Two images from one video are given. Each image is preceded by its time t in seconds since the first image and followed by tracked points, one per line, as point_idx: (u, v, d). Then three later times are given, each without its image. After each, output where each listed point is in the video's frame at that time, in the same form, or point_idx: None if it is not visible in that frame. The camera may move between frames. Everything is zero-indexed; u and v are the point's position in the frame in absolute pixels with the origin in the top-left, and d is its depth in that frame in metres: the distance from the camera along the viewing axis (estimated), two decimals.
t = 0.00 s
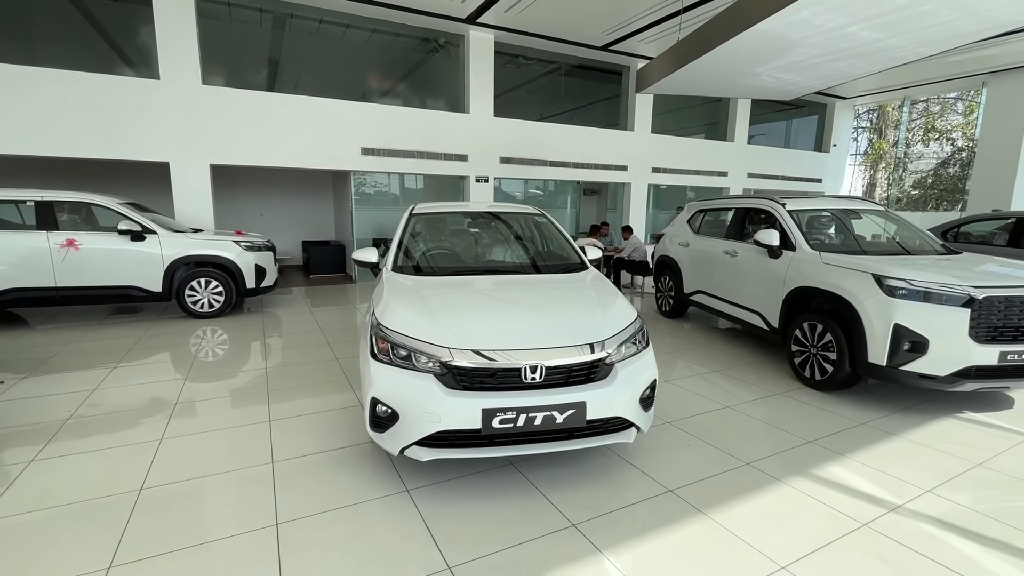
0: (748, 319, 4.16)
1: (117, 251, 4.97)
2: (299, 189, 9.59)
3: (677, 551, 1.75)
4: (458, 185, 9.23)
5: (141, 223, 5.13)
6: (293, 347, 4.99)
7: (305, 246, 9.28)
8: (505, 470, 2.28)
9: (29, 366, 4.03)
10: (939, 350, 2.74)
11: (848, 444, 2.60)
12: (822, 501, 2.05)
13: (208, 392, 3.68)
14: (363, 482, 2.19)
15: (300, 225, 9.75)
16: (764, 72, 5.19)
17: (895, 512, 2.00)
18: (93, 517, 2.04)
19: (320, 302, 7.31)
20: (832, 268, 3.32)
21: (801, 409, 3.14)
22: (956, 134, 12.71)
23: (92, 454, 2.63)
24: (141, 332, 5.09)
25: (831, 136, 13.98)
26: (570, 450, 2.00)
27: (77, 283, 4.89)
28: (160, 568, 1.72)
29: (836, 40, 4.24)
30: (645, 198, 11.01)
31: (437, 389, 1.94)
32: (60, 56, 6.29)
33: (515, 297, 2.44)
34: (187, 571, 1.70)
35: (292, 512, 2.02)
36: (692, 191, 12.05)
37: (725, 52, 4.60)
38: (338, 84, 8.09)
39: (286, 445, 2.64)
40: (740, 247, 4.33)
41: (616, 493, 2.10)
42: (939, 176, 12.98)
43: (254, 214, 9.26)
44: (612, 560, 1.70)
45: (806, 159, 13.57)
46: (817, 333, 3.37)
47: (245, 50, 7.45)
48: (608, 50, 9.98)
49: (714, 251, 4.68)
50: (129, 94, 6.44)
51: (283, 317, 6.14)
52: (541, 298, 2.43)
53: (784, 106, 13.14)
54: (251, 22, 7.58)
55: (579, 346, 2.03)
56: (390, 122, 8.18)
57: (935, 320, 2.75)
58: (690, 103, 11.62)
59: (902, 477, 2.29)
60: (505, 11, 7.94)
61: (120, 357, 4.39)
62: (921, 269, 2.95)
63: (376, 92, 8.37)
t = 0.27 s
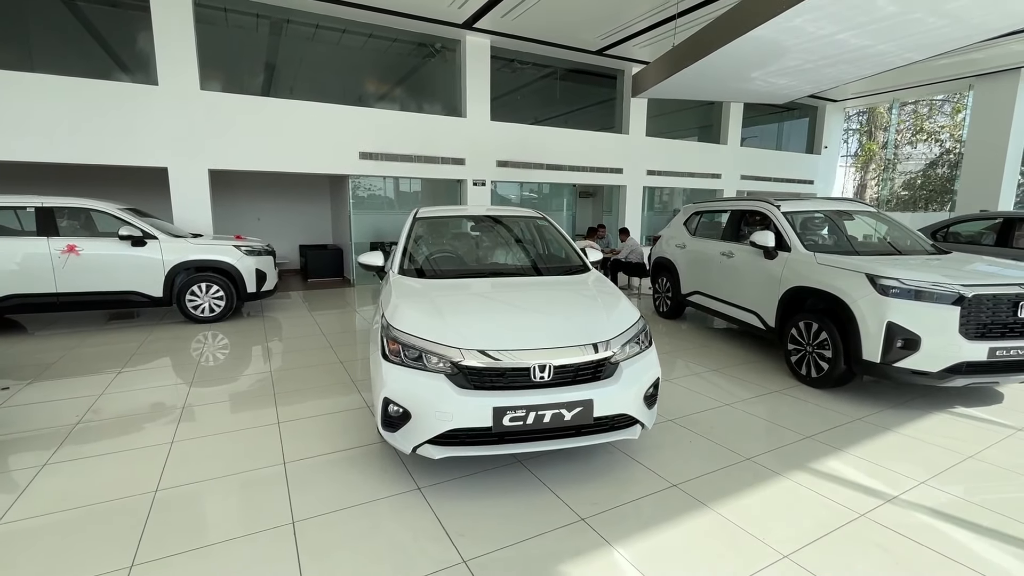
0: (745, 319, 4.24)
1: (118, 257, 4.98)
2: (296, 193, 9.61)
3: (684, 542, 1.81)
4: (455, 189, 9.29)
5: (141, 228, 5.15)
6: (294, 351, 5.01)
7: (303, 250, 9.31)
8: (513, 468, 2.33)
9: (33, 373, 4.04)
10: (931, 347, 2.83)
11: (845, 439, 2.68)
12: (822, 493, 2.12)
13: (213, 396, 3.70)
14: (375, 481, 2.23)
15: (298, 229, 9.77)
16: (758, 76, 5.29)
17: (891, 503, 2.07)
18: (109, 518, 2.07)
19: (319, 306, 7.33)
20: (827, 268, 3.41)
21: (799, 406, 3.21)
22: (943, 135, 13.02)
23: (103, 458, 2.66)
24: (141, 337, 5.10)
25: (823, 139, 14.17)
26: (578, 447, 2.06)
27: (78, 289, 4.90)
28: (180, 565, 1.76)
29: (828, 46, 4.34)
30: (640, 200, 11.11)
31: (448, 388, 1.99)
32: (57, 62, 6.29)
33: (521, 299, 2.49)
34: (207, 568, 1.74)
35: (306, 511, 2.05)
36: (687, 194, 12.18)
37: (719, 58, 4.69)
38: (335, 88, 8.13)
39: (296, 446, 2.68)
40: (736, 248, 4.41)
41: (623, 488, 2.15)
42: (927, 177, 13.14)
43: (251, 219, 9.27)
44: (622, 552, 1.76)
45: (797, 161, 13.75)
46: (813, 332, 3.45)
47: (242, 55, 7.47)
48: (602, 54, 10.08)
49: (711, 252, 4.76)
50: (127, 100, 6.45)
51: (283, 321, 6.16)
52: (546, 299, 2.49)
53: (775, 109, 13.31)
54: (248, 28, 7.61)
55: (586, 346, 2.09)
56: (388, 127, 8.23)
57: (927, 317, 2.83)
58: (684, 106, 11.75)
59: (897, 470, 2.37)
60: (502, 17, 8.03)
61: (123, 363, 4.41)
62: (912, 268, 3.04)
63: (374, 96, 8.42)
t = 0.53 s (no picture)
0: (745, 319, 4.29)
1: (118, 263, 4.97)
2: (293, 196, 9.59)
3: (694, 541, 1.84)
4: (453, 192, 9.31)
5: (141, 234, 5.14)
6: (296, 355, 5.01)
7: (301, 254, 9.29)
8: (522, 470, 2.35)
9: (35, 380, 4.03)
10: (930, 346, 2.87)
11: (847, 437, 2.72)
12: (827, 491, 2.16)
13: (217, 402, 3.71)
14: (385, 484, 2.25)
15: (295, 233, 9.75)
16: (755, 79, 5.35)
17: (895, 500, 2.11)
18: (122, 525, 2.08)
19: (319, 309, 7.32)
20: (826, 268, 3.46)
21: (800, 405, 3.25)
22: (934, 135, 13.15)
23: (110, 465, 2.66)
24: (142, 343, 5.09)
25: (816, 139, 14.30)
26: (588, 448, 2.09)
27: (78, 295, 4.89)
28: (196, 570, 1.77)
29: (823, 50, 4.40)
30: (637, 202, 11.17)
31: (459, 391, 2.01)
32: (54, 68, 6.27)
33: (528, 302, 2.52)
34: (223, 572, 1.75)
35: (319, 515, 2.07)
36: (683, 195, 12.26)
37: (716, 61, 4.75)
38: (332, 92, 8.12)
39: (304, 451, 2.69)
40: (735, 249, 4.46)
41: (631, 488, 2.18)
42: (919, 177, 13.39)
43: (248, 224, 9.25)
44: (633, 551, 1.79)
45: (792, 161, 13.87)
46: (813, 332, 3.50)
47: (239, 59, 7.46)
48: (598, 57, 10.14)
49: (710, 253, 4.80)
50: (125, 106, 6.44)
51: (283, 325, 6.15)
52: (553, 302, 2.51)
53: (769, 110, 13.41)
54: (245, 33, 7.61)
55: (594, 348, 2.12)
56: (386, 130, 8.25)
57: (926, 317, 2.88)
58: (679, 108, 11.83)
59: (899, 467, 2.41)
60: (499, 21, 8.07)
61: (124, 369, 4.40)
62: (910, 268, 3.09)
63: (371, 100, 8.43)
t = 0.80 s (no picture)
0: (750, 318, 4.28)
1: (118, 267, 4.93)
2: (291, 200, 9.55)
3: (713, 541, 1.83)
4: (453, 194, 9.30)
5: (141, 238, 5.10)
6: (299, 359, 4.98)
7: (301, 258, 9.25)
8: (535, 472, 2.33)
9: (36, 387, 3.99)
10: (939, 343, 2.88)
11: (859, 436, 2.71)
12: (843, 490, 2.15)
13: (222, 407, 3.67)
14: (398, 489, 2.23)
15: (294, 236, 9.72)
16: (755, 78, 5.36)
17: (911, 498, 2.10)
18: (133, 533, 2.05)
19: (319, 313, 7.29)
20: (832, 266, 3.46)
21: (808, 403, 3.25)
22: (930, 133, 13.24)
23: (118, 473, 2.63)
24: (143, 349, 5.04)
25: (813, 138, 14.35)
26: (603, 449, 2.07)
27: (78, 301, 4.84)
28: None
29: (825, 49, 4.42)
30: (636, 202, 11.18)
31: (473, 394, 2.00)
32: (50, 72, 6.22)
33: (539, 303, 2.50)
34: None
35: (333, 520, 2.04)
36: (681, 195, 12.28)
37: (718, 60, 4.75)
38: (331, 95, 8.10)
39: (314, 456, 2.67)
40: (739, 248, 4.46)
41: (647, 490, 2.17)
42: (915, 175, 13.38)
43: (247, 227, 9.20)
44: (653, 554, 1.77)
45: (789, 160, 13.92)
46: (820, 330, 3.50)
47: (237, 62, 7.43)
48: (596, 58, 10.16)
49: (713, 253, 4.80)
50: (123, 110, 6.40)
51: (285, 329, 6.11)
52: (563, 303, 2.50)
53: (766, 110, 13.46)
54: (243, 36, 7.58)
55: (608, 349, 2.11)
56: (385, 132, 8.23)
57: (935, 313, 2.89)
58: (677, 108, 11.86)
59: (913, 465, 2.40)
60: (497, 22, 8.07)
61: (127, 375, 4.35)
62: (917, 266, 3.10)
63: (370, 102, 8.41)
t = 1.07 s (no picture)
0: (763, 316, 4.25)
1: (121, 272, 4.87)
2: (292, 202, 9.49)
3: (748, 545, 1.80)
4: (455, 194, 9.26)
5: (145, 242, 5.04)
6: (306, 363, 4.93)
7: (302, 261, 9.19)
8: (559, 476, 2.29)
9: (42, 394, 3.93)
10: (960, 339, 2.85)
11: (883, 434, 2.68)
12: (873, 490, 2.12)
13: (232, 413, 3.62)
14: (421, 495, 2.19)
15: (295, 239, 9.65)
16: (762, 75, 5.34)
17: (943, 498, 2.07)
18: (152, 545, 2.00)
19: (323, 316, 7.24)
20: (848, 263, 3.43)
21: (826, 401, 3.23)
22: (927, 131, 13.21)
23: (132, 482, 2.58)
24: (148, 354, 4.99)
25: (812, 136, 14.35)
26: (631, 452, 2.03)
27: (81, 306, 4.78)
28: None
29: (835, 44, 4.40)
30: (637, 201, 11.16)
31: (500, 398, 1.96)
32: (48, 75, 6.14)
33: (559, 304, 2.46)
34: None
35: (357, 528, 2.00)
36: (682, 193, 12.26)
37: (727, 57, 4.72)
38: (331, 97, 8.04)
39: (331, 462, 2.62)
40: (750, 247, 4.43)
41: (675, 493, 2.13)
42: (914, 172, 13.48)
43: (247, 230, 9.12)
44: (688, 558, 1.74)
45: (789, 158, 13.92)
46: (836, 328, 3.47)
47: (237, 65, 7.36)
48: (597, 57, 10.14)
49: (723, 251, 4.77)
50: (124, 113, 6.33)
51: (289, 332, 6.05)
52: (584, 304, 2.46)
53: (765, 108, 13.47)
54: (241, 37, 7.51)
55: (634, 350, 2.07)
56: (387, 133, 8.18)
57: (955, 310, 2.86)
58: (677, 106, 11.85)
59: (940, 463, 2.37)
60: (499, 22, 8.04)
61: (133, 381, 4.30)
62: (935, 261, 3.07)
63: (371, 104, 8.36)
